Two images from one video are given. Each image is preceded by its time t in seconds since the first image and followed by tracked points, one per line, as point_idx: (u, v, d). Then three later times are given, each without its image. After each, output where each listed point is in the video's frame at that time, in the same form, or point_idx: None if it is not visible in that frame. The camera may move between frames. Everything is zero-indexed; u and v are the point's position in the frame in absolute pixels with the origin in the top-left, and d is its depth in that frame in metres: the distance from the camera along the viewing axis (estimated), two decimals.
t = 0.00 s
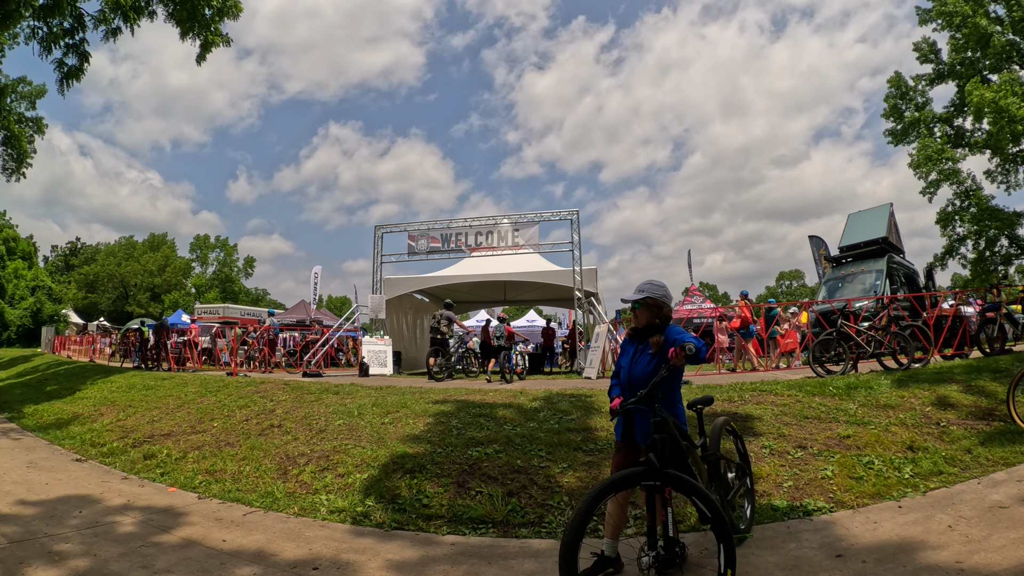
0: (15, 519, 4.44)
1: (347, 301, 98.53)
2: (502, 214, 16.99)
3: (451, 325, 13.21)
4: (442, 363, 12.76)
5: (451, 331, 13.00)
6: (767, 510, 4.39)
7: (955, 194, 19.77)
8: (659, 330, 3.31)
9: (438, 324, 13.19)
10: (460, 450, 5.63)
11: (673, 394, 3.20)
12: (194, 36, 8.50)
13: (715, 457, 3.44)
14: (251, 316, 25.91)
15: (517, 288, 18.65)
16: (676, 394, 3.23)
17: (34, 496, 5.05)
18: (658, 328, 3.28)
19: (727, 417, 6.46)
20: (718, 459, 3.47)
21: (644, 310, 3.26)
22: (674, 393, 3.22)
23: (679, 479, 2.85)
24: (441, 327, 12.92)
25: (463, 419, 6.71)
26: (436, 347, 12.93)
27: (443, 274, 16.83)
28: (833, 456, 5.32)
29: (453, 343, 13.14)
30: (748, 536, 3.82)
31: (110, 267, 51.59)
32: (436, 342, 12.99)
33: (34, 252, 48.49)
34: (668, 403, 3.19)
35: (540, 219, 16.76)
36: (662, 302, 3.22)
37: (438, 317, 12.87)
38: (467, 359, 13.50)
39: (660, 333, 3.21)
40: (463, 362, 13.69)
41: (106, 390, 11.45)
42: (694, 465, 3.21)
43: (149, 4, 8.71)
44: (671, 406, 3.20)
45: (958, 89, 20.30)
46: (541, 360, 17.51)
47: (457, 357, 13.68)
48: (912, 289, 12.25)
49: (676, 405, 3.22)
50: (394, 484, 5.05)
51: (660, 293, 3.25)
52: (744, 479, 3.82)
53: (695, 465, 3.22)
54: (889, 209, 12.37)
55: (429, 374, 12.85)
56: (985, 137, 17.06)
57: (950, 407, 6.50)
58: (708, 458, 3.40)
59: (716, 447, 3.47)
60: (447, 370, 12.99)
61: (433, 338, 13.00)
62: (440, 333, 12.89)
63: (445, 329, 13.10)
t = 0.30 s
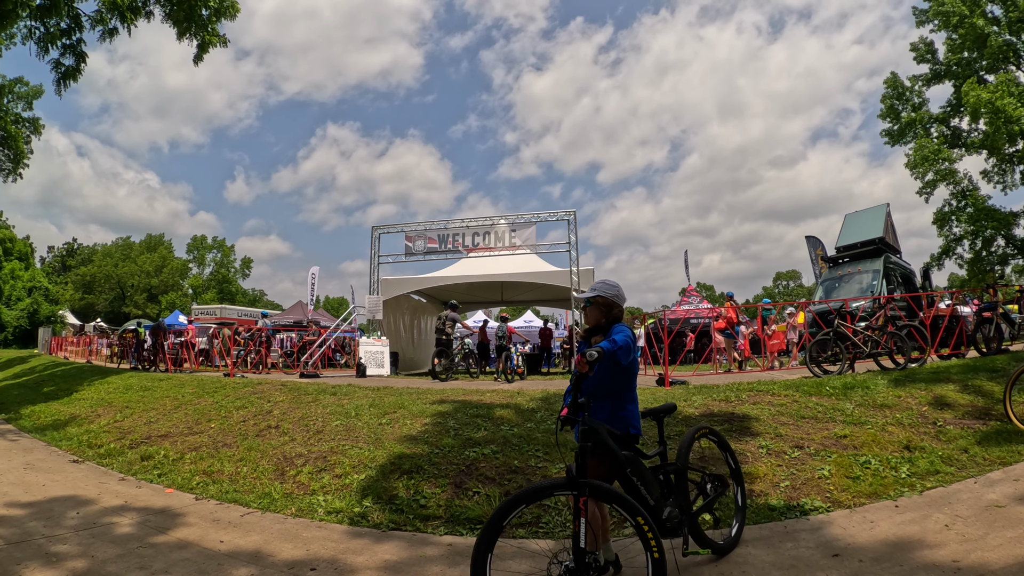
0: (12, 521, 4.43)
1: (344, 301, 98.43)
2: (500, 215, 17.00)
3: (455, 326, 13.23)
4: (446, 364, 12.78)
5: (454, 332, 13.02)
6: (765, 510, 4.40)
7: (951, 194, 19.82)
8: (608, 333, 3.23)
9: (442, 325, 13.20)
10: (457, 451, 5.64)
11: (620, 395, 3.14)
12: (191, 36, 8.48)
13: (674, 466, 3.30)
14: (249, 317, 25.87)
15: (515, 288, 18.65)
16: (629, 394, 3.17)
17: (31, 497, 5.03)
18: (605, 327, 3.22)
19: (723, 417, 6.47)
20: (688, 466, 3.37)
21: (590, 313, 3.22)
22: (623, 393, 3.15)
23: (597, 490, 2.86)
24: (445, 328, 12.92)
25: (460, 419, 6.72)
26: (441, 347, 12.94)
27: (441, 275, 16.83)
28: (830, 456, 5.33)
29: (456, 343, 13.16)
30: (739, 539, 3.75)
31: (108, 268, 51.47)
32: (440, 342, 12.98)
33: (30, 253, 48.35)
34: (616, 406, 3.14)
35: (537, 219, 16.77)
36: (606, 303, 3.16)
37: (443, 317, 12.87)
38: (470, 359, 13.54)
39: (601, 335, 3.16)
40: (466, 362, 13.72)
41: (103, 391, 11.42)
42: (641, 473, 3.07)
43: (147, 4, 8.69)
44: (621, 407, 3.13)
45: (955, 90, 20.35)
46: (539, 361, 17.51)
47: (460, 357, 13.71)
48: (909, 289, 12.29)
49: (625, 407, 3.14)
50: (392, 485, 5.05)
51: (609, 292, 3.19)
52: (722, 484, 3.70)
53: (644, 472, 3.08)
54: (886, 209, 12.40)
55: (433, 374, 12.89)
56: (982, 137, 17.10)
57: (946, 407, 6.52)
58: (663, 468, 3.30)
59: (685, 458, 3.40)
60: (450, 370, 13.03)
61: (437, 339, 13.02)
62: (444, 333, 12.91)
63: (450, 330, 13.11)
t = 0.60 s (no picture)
0: (10, 521, 4.42)
1: (341, 302, 98.39)
2: (498, 215, 17.01)
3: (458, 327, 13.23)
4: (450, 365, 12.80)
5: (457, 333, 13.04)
6: (762, 510, 4.40)
7: (948, 194, 19.85)
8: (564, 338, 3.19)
9: (445, 326, 13.21)
10: (455, 451, 5.64)
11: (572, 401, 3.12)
12: (189, 36, 8.48)
13: (630, 473, 3.21)
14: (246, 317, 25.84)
15: (513, 288, 18.65)
16: (580, 401, 3.16)
17: (29, 498, 5.02)
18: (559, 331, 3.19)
19: (721, 417, 6.48)
20: (654, 475, 3.30)
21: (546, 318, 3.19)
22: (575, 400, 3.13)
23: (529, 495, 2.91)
24: (448, 329, 12.92)
25: (458, 419, 6.72)
26: (444, 348, 12.95)
27: (438, 275, 16.83)
28: (827, 455, 5.33)
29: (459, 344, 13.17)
30: (730, 526, 3.74)
31: (105, 268, 51.38)
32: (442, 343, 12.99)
33: (28, 253, 48.25)
34: (565, 412, 3.13)
35: (535, 220, 16.77)
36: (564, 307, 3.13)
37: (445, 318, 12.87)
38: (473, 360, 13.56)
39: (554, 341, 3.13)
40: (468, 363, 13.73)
41: (101, 391, 11.41)
42: (586, 478, 2.99)
43: (144, 4, 8.68)
44: (572, 414, 3.12)
45: (952, 90, 20.40)
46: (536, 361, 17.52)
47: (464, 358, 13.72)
48: (906, 289, 12.32)
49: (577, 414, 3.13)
50: (390, 485, 5.05)
51: (568, 296, 3.16)
52: (700, 491, 3.60)
53: (589, 477, 3.00)
54: (884, 209, 12.42)
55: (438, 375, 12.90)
56: (979, 137, 17.14)
57: (943, 407, 6.54)
58: (621, 474, 3.23)
59: (651, 466, 3.30)
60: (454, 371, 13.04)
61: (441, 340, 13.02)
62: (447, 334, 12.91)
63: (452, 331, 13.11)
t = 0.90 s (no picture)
0: (7, 523, 4.41)
1: (339, 302, 98.30)
2: (496, 215, 17.00)
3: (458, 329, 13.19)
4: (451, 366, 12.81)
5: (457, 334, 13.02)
6: (760, 510, 4.40)
7: (946, 194, 19.88)
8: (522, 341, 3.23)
9: (445, 327, 13.18)
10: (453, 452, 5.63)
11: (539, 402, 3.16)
12: (187, 36, 8.47)
13: (583, 480, 3.13)
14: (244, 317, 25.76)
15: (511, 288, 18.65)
16: (544, 401, 3.17)
17: (28, 500, 5.00)
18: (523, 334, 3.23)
19: (719, 417, 6.47)
20: (612, 483, 3.22)
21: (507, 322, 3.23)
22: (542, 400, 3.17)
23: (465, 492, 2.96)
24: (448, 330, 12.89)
25: (455, 420, 6.72)
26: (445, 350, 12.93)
27: (436, 275, 16.82)
28: (825, 455, 5.33)
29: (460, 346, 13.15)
30: (711, 508, 3.63)
31: (102, 268, 51.31)
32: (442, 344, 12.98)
33: (25, 253, 48.11)
34: (528, 415, 3.14)
35: (533, 220, 16.76)
36: (525, 310, 3.17)
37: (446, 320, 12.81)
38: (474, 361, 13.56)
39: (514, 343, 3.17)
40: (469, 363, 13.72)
41: (98, 392, 11.37)
42: (531, 483, 2.96)
43: (142, 4, 8.66)
44: (540, 415, 3.15)
45: (950, 90, 20.43)
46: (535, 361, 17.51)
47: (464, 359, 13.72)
48: (904, 289, 12.34)
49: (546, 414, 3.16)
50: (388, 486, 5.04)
51: (529, 298, 3.19)
52: (665, 499, 3.42)
53: (534, 483, 2.97)
54: (881, 209, 12.43)
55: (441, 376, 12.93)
56: (977, 138, 17.17)
57: (941, 407, 6.55)
58: (573, 480, 3.13)
59: (609, 475, 3.23)
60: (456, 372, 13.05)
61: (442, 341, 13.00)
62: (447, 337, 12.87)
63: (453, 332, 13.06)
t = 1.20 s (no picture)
0: (5, 524, 4.40)
1: (337, 302, 98.18)
2: (494, 215, 17.00)
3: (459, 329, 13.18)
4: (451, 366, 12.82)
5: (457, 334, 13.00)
6: (758, 509, 4.41)
7: (943, 194, 19.91)
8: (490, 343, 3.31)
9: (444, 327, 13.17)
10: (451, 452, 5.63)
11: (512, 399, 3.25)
12: (184, 35, 8.46)
13: (565, 477, 3.15)
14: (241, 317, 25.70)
15: (509, 288, 18.65)
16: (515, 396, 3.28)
17: (26, 501, 4.98)
18: (484, 337, 3.33)
19: (716, 417, 6.48)
20: (597, 483, 3.22)
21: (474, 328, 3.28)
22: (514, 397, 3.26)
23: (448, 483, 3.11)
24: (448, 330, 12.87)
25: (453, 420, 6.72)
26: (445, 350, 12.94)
27: (434, 275, 16.81)
28: (823, 455, 5.34)
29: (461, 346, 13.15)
30: (706, 500, 3.52)
31: (99, 268, 51.19)
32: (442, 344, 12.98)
33: (21, 253, 47.95)
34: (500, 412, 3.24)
35: (531, 219, 16.76)
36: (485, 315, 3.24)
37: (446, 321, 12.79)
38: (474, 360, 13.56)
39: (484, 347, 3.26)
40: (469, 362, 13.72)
41: (95, 392, 11.34)
42: (510, 477, 3.01)
43: (140, 3, 8.64)
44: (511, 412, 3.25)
45: (947, 90, 20.48)
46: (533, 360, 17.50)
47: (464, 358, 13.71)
48: (902, 288, 12.35)
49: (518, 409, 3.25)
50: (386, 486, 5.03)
51: (480, 302, 3.23)
52: (652, 500, 3.36)
53: (514, 477, 3.02)
54: (879, 209, 12.45)
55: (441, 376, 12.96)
56: (974, 138, 17.21)
57: (939, 406, 6.56)
58: (554, 478, 3.15)
59: (594, 475, 3.22)
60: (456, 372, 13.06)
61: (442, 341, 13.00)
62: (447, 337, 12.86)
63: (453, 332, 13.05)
